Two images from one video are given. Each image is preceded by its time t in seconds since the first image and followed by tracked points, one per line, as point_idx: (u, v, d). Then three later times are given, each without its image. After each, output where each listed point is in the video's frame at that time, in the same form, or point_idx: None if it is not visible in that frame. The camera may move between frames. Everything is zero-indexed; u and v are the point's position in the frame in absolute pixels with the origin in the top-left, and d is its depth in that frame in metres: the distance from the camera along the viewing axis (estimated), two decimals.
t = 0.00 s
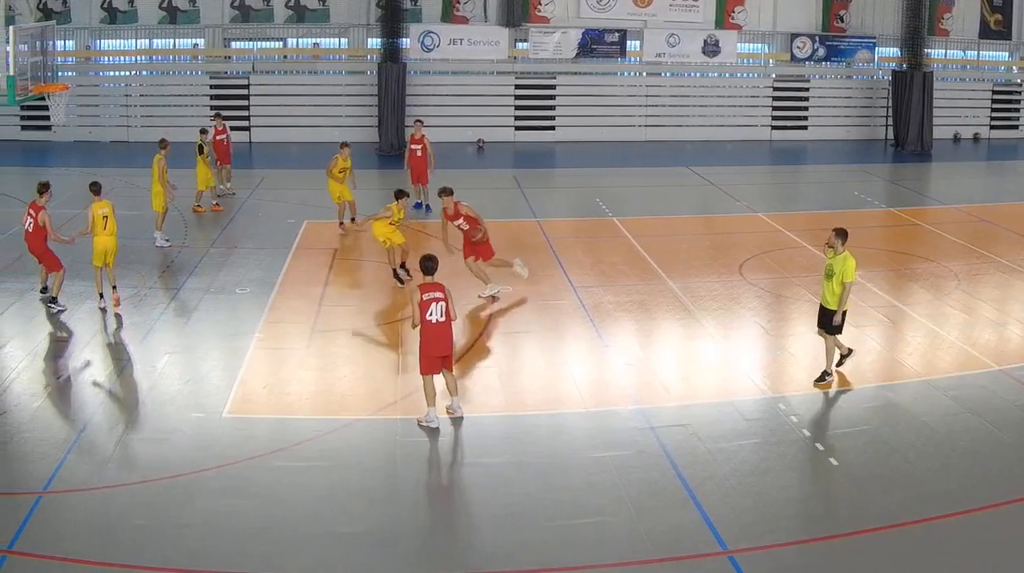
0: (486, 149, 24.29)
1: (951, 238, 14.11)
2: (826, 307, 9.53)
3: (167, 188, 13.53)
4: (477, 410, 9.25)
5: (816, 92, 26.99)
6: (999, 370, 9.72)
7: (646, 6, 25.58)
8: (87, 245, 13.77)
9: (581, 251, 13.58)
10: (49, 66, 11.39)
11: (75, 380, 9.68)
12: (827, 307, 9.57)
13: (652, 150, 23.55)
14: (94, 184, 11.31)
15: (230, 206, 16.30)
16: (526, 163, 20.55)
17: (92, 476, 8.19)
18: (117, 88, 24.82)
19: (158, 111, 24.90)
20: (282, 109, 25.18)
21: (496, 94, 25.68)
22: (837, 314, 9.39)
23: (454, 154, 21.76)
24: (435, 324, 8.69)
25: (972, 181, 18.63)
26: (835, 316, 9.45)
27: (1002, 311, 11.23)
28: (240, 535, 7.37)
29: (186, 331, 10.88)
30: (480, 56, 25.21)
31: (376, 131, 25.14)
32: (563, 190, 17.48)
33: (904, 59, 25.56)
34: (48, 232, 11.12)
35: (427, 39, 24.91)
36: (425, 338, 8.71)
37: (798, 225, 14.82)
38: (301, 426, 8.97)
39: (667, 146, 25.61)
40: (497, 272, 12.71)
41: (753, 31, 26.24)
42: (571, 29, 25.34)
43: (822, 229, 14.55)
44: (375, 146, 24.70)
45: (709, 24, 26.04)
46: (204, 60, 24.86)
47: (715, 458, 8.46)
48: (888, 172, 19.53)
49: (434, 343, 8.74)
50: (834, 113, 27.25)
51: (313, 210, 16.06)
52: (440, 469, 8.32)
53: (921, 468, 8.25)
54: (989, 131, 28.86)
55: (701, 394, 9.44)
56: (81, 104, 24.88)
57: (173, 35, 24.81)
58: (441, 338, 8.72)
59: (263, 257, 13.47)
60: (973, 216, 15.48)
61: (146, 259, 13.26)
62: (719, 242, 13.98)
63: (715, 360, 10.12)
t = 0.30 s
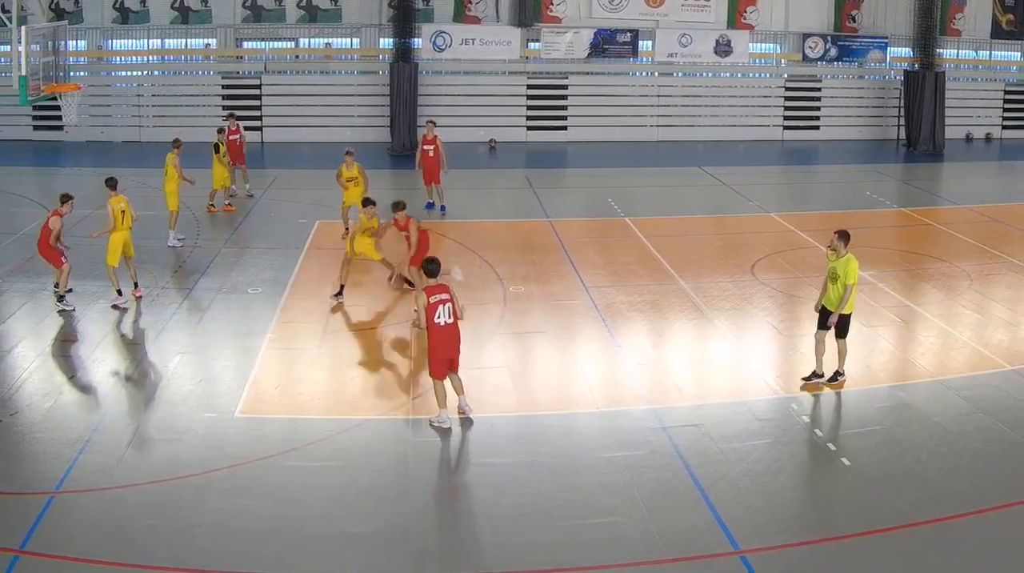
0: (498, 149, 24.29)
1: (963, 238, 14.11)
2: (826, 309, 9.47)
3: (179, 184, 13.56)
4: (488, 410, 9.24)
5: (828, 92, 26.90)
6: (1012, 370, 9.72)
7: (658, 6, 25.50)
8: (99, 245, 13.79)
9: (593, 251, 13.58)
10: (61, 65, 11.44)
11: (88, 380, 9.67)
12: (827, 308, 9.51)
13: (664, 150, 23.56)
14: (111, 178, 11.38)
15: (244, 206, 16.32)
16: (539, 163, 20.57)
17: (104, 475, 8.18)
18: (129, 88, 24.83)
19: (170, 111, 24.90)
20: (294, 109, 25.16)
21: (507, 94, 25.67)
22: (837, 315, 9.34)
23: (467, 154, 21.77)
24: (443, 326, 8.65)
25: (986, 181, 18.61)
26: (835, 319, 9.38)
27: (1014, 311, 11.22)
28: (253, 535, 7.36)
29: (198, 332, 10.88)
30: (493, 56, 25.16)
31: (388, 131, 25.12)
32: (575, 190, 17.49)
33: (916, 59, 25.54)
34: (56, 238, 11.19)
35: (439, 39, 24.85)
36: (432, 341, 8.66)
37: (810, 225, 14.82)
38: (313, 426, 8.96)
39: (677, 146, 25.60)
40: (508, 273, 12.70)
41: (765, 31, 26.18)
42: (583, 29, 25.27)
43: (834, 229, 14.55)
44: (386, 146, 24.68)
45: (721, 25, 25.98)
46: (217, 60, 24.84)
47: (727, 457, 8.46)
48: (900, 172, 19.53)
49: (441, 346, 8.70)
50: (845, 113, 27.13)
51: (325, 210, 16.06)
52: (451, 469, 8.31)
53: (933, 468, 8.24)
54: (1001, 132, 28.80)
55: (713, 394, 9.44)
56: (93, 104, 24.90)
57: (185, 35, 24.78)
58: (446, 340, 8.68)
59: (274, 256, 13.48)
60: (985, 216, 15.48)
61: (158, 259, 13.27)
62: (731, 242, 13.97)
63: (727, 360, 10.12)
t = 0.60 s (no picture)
0: (510, 149, 24.26)
1: (975, 238, 14.10)
2: (829, 316, 9.28)
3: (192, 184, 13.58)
4: (500, 410, 9.24)
5: (840, 92, 26.76)
6: None
7: (670, 6, 25.47)
8: (111, 244, 13.79)
9: (604, 251, 13.57)
10: (73, 65, 11.44)
11: (99, 380, 9.68)
12: (829, 314, 9.31)
13: (676, 150, 23.55)
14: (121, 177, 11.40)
15: (255, 206, 16.32)
16: (551, 163, 20.56)
17: (116, 475, 8.18)
18: (141, 88, 24.78)
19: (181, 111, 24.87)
20: (306, 109, 25.11)
21: (519, 94, 25.61)
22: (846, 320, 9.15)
23: (479, 154, 21.76)
24: (457, 325, 8.66)
25: (1000, 182, 18.57)
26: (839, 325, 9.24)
27: None
28: (265, 535, 7.36)
29: (209, 332, 10.87)
30: (505, 56, 25.10)
31: (400, 131, 25.06)
32: (588, 190, 17.48)
33: (928, 59, 25.48)
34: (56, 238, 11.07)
35: (451, 39, 24.82)
36: (447, 340, 8.68)
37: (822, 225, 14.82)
38: (325, 426, 8.95)
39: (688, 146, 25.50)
40: (519, 272, 12.70)
41: (778, 31, 26.11)
42: (595, 29, 25.24)
43: (845, 229, 14.55)
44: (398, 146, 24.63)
45: (733, 24, 25.91)
46: (229, 60, 24.79)
47: (739, 457, 8.46)
48: (912, 172, 19.53)
49: (455, 345, 8.70)
50: (857, 113, 26.99)
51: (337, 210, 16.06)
52: (462, 469, 8.31)
53: (945, 468, 8.24)
54: (1013, 132, 28.69)
55: (725, 394, 9.44)
56: (105, 104, 24.86)
57: (196, 35, 24.75)
58: (459, 339, 8.69)
59: (285, 256, 13.48)
60: (997, 216, 15.46)
61: (170, 259, 13.27)
62: (742, 242, 13.97)
63: (739, 361, 10.11)
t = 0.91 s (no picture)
0: (522, 149, 24.21)
1: (987, 238, 14.09)
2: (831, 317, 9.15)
3: (204, 183, 13.58)
4: (512, 410, 9.24)
5: (853, 92, 26.63)
6: None
7: (682, 6, 25.39)
8: (123, 244, 13.80)
9: (616, 251, 13.58)
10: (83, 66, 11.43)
11: (111, 380, 9.69)
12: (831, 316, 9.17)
13: (687, 150, 23.55)
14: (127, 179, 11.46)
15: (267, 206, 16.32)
16: (563, 163, 20.56)
17: (128, 475, 8.19)
18: (153, 88, 24.75)
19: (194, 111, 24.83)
20: (318, 109, 25.05)
21: (531, 94, 25.51)
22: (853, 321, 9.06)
23: (490, 154, 21.75)
24: (474, 323, 8.65)
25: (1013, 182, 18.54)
26: (849, 325, 9.13)
27: None
28: (276, 535, 7.36)
29: (221, 332, 10.88)
30: (517, 56, 25.00)
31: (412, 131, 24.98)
32: (600, 190, 17.48)
33: (940, 59, 25.42)
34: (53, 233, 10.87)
35: (463, 39, 24.68)
36: (464, 338, 8.66)
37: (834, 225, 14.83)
38: (337, 426, 8.95)
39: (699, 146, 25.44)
40: (530, 273, 12.70)
41: (790, 31, 26.01)
42: (607, 29, 25.10)
43: (856, 230, 14.54)
44: (410, 146, 24.56)
45: (745, 25, 25.80)
46: (241, 60, 24.76)
47: (751, 457, 8.46)
48: (923, 172, 19.52)
49: (471, 343, 8.69)
50: (871, 113, 26.85)
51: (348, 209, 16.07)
52: (473, 469, 8.31)
53: (956, 468, 8.24)
54: None
55: (736, 394, 9.44)
56: (117, 104, 24.83)
57: (208, 35, 24.71)
58: (476, 337, 8.67)
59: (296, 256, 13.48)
60: (1009, 216, 15.45)
61: (181, 259, 13.28)
62: (754, 242, 13.97)
63: (751, 361, 10.12)
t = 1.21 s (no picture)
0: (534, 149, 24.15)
1: (1000, 238, 14.07)
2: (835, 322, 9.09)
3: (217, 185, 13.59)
4: (524, 410, 9.24)
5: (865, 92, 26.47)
6: None
7: (694, 6, 25.24)
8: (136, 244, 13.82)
9: (628, 251, 13.57)
10: (96, 66, 11.49)
11: (124, 380, 9.70)
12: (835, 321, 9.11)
13: (699, 150, 23.53)
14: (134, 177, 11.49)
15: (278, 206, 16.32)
16: (575, 163, 20.56)
17: (140, 476, 8.18)
18: (165, 88, 24.68)
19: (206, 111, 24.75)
20: (330, 109, 24.93)
21: (544, 95, 25.37)
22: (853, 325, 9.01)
23: (502, 154, 21.74)
24: (487, 324, 8.66)
25: None
26: (849, 329, 9.06)
27: None
28: (288, 535, 7.36)
29: (233, 332, 10.89)
30: (529, 56, 24.85)
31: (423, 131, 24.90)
32: (612, 190, 17.47)
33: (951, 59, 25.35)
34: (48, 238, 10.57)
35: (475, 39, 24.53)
36: (475, 338, 8.68)
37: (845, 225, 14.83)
38: (350, 426, 8.95)
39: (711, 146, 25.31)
40: (542, 273, 12.70)
41: (802, 31, 25.88)
42: (619, 29, 24.99)
43: (868, 230, 14.54)
44: (421, 146, 24.50)
45: (756, 25, 25.62)
46: (253, 60, 24.67)
47: (763, 458, 8.45)
48: (935, 172, 19.51)
49: (484, 344, 8.71)
50: (883, 113, 26.70)
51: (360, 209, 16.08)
52: (486, 469, 8.31)
53: (969, 468, 8.24)
54: None
55: (748, 394, 9.44)
56: (129, 104, 24.75)
57: (220, 35, 24.63)
58: (488, 338, 8.70)
59: (307, 257, 13.49)
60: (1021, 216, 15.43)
61: (192, 259, 13.28)
62: (766, 242, 13.97)
63: (763, 361, 10.11)
